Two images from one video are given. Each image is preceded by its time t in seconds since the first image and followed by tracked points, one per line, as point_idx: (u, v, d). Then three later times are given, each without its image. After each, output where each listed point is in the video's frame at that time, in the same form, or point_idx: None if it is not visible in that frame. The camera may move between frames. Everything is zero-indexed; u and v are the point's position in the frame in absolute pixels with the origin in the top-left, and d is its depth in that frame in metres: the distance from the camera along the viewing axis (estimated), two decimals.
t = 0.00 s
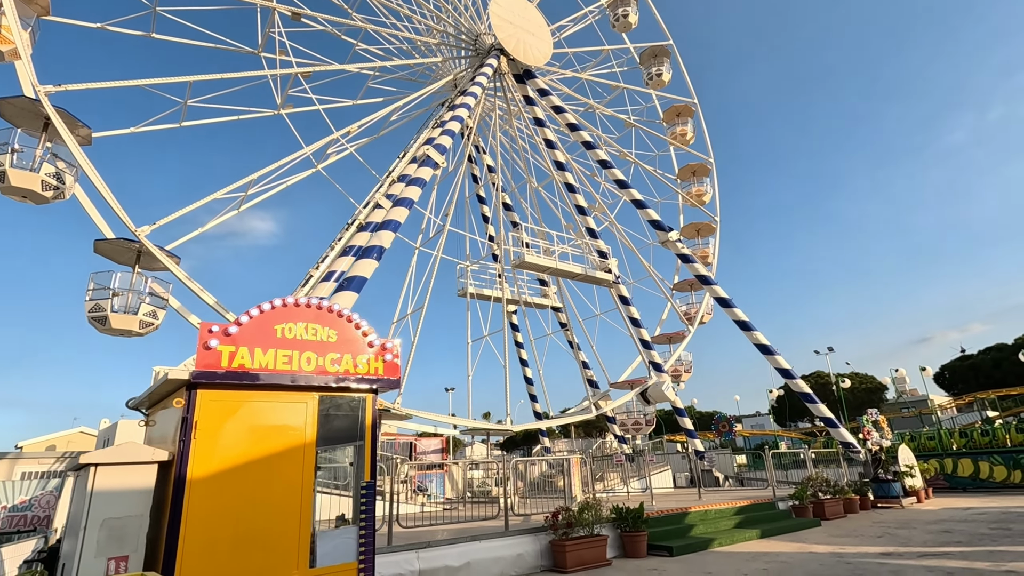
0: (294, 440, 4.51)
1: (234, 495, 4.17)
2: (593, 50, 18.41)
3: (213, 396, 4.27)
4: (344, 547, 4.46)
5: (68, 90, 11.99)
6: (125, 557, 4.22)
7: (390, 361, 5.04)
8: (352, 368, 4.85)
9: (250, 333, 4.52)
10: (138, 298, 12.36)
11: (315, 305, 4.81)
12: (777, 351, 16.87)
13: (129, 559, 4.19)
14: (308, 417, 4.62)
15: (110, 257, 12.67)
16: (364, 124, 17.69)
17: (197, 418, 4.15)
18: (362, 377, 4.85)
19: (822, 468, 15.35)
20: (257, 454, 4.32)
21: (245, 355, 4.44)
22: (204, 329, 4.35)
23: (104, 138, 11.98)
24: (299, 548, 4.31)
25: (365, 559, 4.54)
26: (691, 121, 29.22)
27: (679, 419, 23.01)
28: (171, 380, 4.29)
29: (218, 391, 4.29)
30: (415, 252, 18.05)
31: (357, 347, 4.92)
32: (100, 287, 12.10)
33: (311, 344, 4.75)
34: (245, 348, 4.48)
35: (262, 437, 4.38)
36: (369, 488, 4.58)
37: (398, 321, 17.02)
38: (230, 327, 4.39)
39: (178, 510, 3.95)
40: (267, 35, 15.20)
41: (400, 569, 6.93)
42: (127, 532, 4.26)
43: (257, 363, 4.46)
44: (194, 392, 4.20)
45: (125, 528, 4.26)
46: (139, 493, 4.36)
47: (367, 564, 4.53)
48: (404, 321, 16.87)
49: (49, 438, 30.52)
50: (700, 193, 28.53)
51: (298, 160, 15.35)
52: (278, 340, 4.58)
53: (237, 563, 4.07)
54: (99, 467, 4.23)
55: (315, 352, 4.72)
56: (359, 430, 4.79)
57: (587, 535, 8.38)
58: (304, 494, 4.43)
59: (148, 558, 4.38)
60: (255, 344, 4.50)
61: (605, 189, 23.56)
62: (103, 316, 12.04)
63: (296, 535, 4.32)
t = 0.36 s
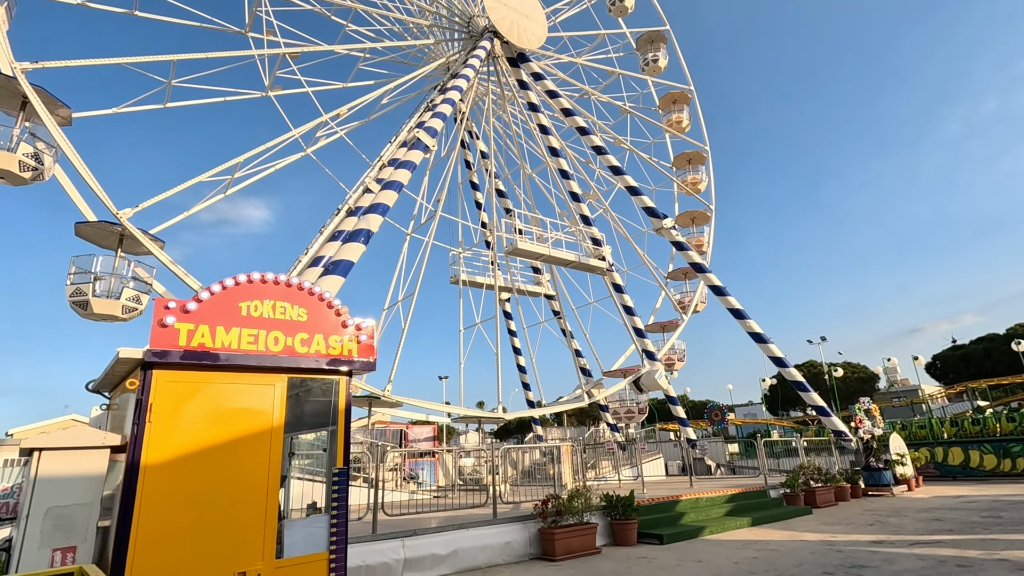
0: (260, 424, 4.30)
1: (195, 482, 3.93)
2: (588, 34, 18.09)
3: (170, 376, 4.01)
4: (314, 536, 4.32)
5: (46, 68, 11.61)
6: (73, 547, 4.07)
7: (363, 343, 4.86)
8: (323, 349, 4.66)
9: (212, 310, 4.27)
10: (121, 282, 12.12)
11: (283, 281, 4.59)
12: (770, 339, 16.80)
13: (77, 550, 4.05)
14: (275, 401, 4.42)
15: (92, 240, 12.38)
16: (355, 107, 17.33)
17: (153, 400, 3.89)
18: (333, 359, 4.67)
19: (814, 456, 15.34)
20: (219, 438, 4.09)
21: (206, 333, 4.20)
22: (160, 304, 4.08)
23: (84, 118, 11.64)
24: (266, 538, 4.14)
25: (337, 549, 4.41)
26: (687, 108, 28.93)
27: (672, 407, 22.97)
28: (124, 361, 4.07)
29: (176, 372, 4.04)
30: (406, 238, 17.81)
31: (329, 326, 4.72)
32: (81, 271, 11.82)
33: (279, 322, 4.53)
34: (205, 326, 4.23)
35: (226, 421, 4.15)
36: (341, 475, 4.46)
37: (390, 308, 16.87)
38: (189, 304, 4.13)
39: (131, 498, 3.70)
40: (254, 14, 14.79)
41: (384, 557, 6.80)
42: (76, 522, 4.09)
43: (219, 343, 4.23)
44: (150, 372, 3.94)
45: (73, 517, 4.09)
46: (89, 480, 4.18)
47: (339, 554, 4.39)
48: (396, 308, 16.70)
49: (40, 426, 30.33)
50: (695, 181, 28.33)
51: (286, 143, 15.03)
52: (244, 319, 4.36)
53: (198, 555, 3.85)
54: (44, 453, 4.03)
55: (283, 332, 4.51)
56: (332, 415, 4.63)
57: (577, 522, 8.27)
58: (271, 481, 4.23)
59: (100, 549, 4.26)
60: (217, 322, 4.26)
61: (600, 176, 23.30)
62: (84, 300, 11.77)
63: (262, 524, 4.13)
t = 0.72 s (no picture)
0: (222, 414, 4.03)
1: (151, 478, 3.63)
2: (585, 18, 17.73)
3: (122, 361, 3.70)
4: (285, 535, 4.10)
5: (23, 45, 11.18)
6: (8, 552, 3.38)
7: (339, 327, 4.64)
8: (294, 333, 4.42)
9: (169, 290, 3.99)
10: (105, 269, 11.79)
11: (249, 260, 4.33)
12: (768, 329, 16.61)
13: (12, 555, 3.36)
14: (241, 390, 4.15)
15: (74, 225, 12.00)
16: (346, 90, 16.92)
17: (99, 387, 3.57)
18: (307, 343, 4.44)
19: (811, 447, 15.21)
20: (177, 429, 3.80)
21: (163, 314, 3.91)
22: (110, 281, 3.79)
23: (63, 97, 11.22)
24: (230, 537, 3.87)
25: (309, 548, 4.19)
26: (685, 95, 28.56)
27: (667, 398, 22.83)
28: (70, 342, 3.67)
29: (127, 356, 3.72)
30: (399, 225, 17.46)
31: (301, 308, 4.48)
32: (63, 257, 11.44)
33: (246, 305, 4.28)
34: (162, 306, 3.95)
35: (186, 411, 3.87)
36: (315, 469, 4.24)
37: (383, 297, 16.57)
38: (142, 282, 3.84)
39: (75, 494, 3.36)
40: None
41: (372, 551, 6.59)
42: (11, 522, 3.41)
43: (177, 325, 3.95)
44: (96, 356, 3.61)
45: (8, 517, 3.40)
46: (28, 475, 3.48)
47: (312, 554, 4.17)
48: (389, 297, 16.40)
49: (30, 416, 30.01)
50: (692, 170, 28.05)
51: (275, 126, 14.65)
52: (205, 300, 4.09)
53: (154, 557, 3.55)
54: None
55: (249, 314, 4.26)
56: (305, 405, 4.40)
57: (571, 515, 8.06)
58: (235, 476, 3.97)
59: (39, 556, 3.56)
60: (176, 302, 3.97)
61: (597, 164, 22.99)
62: (66, 287, 11.39)
63: (225, 522, 3.86)
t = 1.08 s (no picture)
0: (176, 400, 3.84)
1: (94, 468, 3.44)
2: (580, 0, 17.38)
3: (62, 342, 3.50)
4: (244, 527, 3.96)
5: None
6: None
7: (305, 307, 4.44)
8: (256, 314, 4.22)
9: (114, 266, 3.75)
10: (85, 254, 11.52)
11: (205, 234, 4.10)
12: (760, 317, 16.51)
13: None
14: (196, 375, 3.96)
15: (53, 209, 11.70)
16: (334, 72, 16.52)
17: (37, 369, 3.38)
18: (270, 324, 4.26)
19: (802, 435, 15.18)
20: (124, 415, 3.61)
21: (107, 292, 3.69)
22: (47, 255, 3.54)
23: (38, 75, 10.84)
24: (183, 531, 3.70)
25: (271, 541, 4.06)
26: (681, 81, 28.21)
27: (660, 386, 22.79)
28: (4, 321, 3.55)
29: (68, 337, 3.53)
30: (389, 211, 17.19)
31: (263, 287, 4.27)
32: (41, 241, 11.16)
33: (201, 283, 4.05)
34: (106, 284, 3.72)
35: (136, 396, 3.69)
36: (278, 458, 4.09)
37: (372, 284, 16.30)
38: (82, 257, 3.60)
39: (8, 484, 3.17)
40: None
41: (354, 540, 6.44)
42: None
43: (124, 304, 3.73)
44: (34, 336, 3.42)
45: None
46: None
47: (273, 547, 4.05)
48: (378, 284, 16.14)
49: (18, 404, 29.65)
50: (687, 157, 27.82)
51: (260, 108, 14.27)
52: (155, 276, 3.86)
53: (97, 552, 3.37)
54: None
55: (205, 293, 4.05)
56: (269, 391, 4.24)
57: (557, 503, 7.94)
58: (188, 466, 3.78)
59: None
60: (122, 279, 3.75)
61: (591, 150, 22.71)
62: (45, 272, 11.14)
63: (178, 515, 3.68)
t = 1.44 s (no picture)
0: (104, 387, 3.53)
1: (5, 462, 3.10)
2: None
3: None
4: (182, 525, 3.71)
5: None
6: None
7: (253, 289, 4.18)
8: (197, 296, 3.95)
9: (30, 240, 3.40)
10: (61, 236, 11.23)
11: (138, 209, 3.76)
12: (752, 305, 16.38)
13: None
14: (127, 360, 3.66)
15: (29, 190, 11.39)
16: (321, 52, 16.10)
17: None
18: (212, 307, 4.00)
19: (792, 423, 15.14)
20: (41, 403, 3.28)
21: (22, 270, 3.34)
22: None
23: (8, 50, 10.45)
24: (111, 530, 3.41)
25: (213, 539, 3.83)
26: (676, 66, 27.81)
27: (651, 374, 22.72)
28: None
29: None
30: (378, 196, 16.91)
31: (205, 266, 3.99)
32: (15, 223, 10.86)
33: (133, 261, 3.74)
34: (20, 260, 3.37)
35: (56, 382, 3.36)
36: (221, 450, 3.84)
37: (361, 270, 16.09)
38: None
39: None
40: None
41: (331, 530, 6.28)
42: None
43: (42, 283, 3.40)
44: None
45: None
46: None
47: (214, 544, 3.81)
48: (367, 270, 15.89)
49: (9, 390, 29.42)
50: (682, 143, 27.53)
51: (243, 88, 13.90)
52: (78, 254, 3.53)
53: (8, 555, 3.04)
54: None
55: (137, 272, 3.74)
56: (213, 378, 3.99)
57: (541, 492, 7.79)
58: (118, 459, 3.48)
59: None
60: (40, 256, 3.41)
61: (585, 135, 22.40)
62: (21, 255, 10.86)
63: (105, 512, 3.39)
